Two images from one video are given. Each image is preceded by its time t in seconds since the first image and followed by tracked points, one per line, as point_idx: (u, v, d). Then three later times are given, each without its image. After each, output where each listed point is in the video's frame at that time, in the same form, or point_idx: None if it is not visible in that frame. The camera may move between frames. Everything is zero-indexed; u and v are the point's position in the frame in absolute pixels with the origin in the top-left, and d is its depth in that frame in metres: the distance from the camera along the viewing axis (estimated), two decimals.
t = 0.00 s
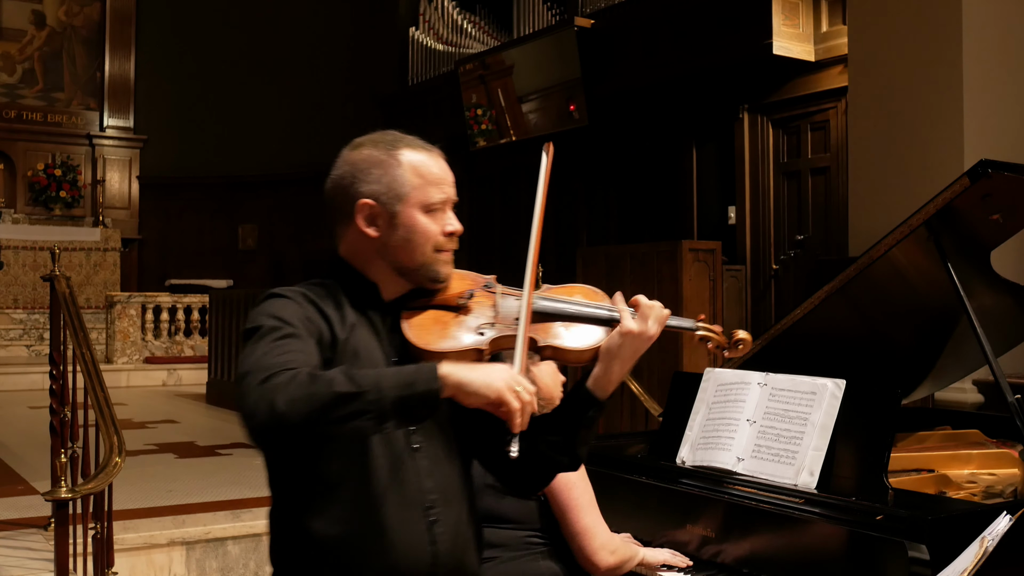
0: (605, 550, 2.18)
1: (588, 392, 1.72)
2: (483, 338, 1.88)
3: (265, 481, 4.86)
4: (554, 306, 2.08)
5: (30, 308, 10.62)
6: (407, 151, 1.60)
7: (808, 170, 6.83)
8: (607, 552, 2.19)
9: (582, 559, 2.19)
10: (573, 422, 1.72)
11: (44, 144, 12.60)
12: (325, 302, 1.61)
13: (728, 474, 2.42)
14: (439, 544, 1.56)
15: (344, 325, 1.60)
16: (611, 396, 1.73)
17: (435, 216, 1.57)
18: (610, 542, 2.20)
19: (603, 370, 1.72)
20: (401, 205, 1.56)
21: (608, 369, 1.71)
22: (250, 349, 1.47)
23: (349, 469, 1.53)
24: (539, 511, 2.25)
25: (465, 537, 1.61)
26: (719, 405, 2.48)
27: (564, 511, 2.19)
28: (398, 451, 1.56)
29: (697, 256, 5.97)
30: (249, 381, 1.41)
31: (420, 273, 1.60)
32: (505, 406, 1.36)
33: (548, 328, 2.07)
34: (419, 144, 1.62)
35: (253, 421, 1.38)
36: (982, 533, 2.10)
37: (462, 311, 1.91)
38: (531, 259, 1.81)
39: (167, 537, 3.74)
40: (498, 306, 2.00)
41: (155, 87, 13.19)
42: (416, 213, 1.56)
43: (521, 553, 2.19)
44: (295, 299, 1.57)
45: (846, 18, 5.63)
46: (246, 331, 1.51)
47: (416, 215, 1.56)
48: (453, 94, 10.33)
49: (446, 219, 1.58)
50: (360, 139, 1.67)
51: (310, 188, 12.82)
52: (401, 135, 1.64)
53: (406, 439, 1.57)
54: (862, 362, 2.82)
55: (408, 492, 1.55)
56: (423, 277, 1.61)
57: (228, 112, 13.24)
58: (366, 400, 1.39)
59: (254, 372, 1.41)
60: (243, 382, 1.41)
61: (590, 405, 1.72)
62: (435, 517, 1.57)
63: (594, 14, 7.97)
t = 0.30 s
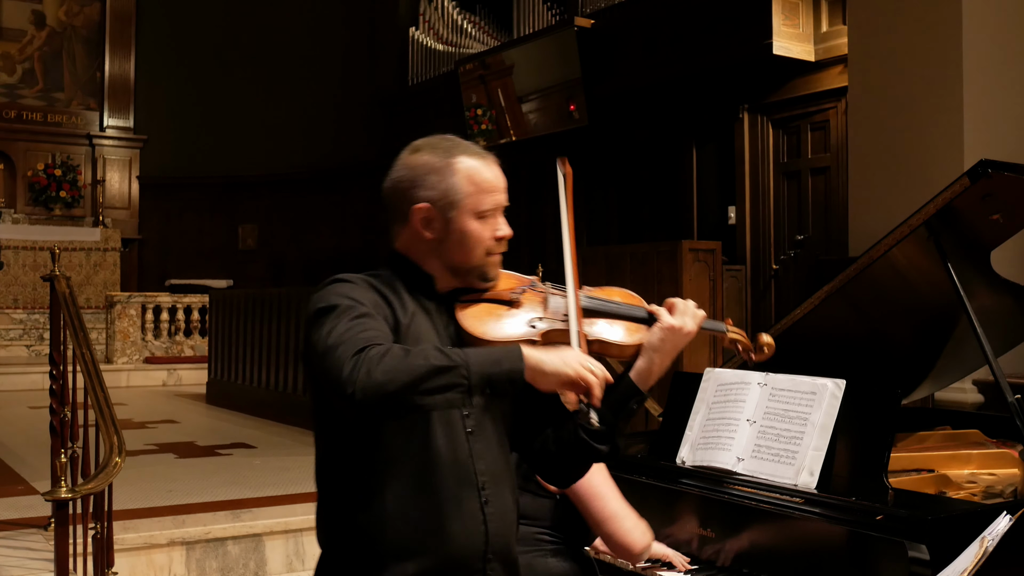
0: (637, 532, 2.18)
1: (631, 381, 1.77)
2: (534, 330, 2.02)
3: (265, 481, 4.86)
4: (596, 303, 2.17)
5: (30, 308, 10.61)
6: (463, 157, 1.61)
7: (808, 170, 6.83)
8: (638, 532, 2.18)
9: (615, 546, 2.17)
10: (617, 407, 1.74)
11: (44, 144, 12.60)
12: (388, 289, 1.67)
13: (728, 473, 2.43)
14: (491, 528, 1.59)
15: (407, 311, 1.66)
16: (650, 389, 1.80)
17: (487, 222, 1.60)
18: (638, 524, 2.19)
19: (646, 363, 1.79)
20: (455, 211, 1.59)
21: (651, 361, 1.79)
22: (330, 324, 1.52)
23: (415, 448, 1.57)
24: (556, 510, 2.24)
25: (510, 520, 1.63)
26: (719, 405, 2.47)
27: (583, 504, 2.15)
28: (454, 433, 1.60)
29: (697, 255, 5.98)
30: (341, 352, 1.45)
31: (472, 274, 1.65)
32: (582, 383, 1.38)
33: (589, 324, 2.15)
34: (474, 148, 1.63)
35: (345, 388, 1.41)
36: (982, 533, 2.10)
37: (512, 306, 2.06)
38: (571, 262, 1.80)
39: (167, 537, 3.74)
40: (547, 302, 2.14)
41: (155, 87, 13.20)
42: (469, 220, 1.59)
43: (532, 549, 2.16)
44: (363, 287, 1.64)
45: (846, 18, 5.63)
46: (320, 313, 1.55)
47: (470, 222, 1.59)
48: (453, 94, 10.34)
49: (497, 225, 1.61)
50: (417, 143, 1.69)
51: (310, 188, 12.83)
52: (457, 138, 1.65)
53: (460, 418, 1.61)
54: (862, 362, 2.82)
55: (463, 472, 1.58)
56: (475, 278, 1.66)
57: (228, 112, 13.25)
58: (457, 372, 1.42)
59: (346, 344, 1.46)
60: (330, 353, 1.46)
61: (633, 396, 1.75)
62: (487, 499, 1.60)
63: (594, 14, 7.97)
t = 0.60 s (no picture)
0: (641, 558, 2.19)
1: (643, 397, 1.91)
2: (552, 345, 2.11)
3: (265, 481, 4.86)
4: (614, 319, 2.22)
5: (30, 308, 10.61)
6: (502, 171, 1.78)
7: (809, 170, 6.84)
8: (642, 560, 2.20)
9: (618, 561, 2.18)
10: (629, 420, 1.88)
11: (44, 144, 12.59)
12: (415, 293, 1.80)
13: (728, 473, 2.42)
14: (508, 528, 1.75)
15: (435, 317, 1.80)
16: (661, 404, 1.95)
17: (517, 236, 1.77)
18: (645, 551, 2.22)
19: (658, 381, 1.93)
20: (489, 220, 1.75)
21: (664, 377, 1.93)
22: (365, 325, 1.60)
23: (441, 451, 1.73)
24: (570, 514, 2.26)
25: (524, 521, 1.79)
26: (720, 405, 2.47)
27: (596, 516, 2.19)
28: (474, 440, 1.76)
29: (697, 255, 5.98)
30: (378, 352, 1.52)
31: (495, 283, 1.82)
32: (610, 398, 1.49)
33: (603, 338, 2.19)
34: (511, 165, 1.80)
35: (384, 389, 1.48)
36: (982, 533, 2.10)
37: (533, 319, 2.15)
38: (588, 279, 1.75)
39: (167, 537, 3.73)
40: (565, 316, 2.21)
41: (155, 87, 13.20)
42: (501, 231, 1.76)
43: (542, 550, 2.17)
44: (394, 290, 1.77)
45: (846, 17, 5.63)
46: (356, 314, 1.64)
47: (501, 233, 1.76)
48: (453, 94, 10.34)
49: (524, 241, 1.78)
50: (457, 150, 1.85)
51: (310, 188, 12.85)
52: (497, 154, 1.83)
53: (480, 427, 1.77)
54: (862, 362, 2.82)
55: (482, 474, 1.74)
56: (498, 287, 1.83)
57: (228, 112, 13.24)
58: (494, 375, 1.51)
59: (382, 344, 1.53)
60: (368, 351, 1.53)
61: (643, 411, 1.89)
62: (504, 505, 1.76)
63: (594, 14, 7.98)
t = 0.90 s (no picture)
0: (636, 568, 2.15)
1: (640, 404, 1.83)
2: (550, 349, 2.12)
3: (264, 481, 4.86)
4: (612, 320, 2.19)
5: (30, 308, 10.61)
6: (503, 176, 1.78)
7: (809, 170, 6.84)
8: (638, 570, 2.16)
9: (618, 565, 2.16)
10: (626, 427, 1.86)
11: (44, 144, 12.59)
12: (408, 302, 1.81)
13: (728, 473, 2.43)
14: (507, 532, 1.76)
15: (432, 325, 1.81)
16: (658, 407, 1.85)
17: (514, 241, 1.77)
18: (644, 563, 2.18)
19: (655, 386, 1.81)
20: (488, 225, 1.75)
21: (659, 384, 1.80)
22: (367, 348, 1.60)
23: (439, 458, 1.74)
24: (573, 519, 2.25)
25: (522, 524, 1.80)
26: (719, 405, 2.47)
27: (602, 521, 2.18)
28: (473, 449, 1.76)
29: (697, 256, 5.98)
30: (386, 379, 1.53)
31: (490, 287, 1.82)
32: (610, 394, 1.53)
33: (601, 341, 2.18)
34: (513, 170, 1.80)
35: (398, 418, 1.49)
36: (981, 534, 2.10)
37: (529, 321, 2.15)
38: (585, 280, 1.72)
39: (167, 537, 3.73)
40: (562, 318, 2.23)
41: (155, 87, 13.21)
42: (498, 237, 1.76)
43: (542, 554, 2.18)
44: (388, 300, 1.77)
45: (846, 17, 5.64)
46: (355, 334, 1.63)
47: (499, 238, 1.76)
48: (453, 94, 10.34)
49: (521, 245, 1.78)
50: (457, 152, 1.85)
51: (310, 188, 12.85)
52: (499, 157, 1.82)
53: (479, 436, 1.77)
54: (862, 362, 2.82)
55: (482, 481, 1.75)
56: (492, 292, 1.83)
57: (228, 112, 13.25)
58: (500, 391, 1.53)
59: (390, 371, 1.53)
60: (377, 378, 1.53)
61: (640, 419, 1.84)
62: (504, 509, 1.77)
63: (594, 14, 7.98)
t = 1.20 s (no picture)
0: (659, 551, 2.20)
1: (638, 407, 1.86)
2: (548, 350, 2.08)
3: (264, 481, 4.86)
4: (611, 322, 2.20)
5: (30, 308, 10.61)
6: (507, 176, 1.77)
7: (809, 170, 6.84)
8: (660, 553, 2.20)
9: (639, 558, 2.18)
10: (622, 430, 1.89)
11: (44, 144, 12.60)
12: (407, 293, 1.83)
13: (728, 473, 2.42)
14: (500, 530, 1.74)
15: (431, 320, 1.82)
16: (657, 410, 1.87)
17: (517, 241, 1.76)
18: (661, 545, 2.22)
19: (654, 389, 1.85)
20: (490, 224, 1.75)
21: (658, 388, 1.85)
22: (367, 334, 1.61)
23: (436, 453, 1.74)
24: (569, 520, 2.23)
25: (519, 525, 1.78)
26: (719, 405, 2.47)
27: (610, 517, 2.15)
28: (470, 446, 1.76)
29: (697, 256, 5.98)
30: (383, 367, 1.53)
31: (492, 287, 1.82)
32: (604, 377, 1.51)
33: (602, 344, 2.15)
34: (517, 170, 1.79)
35: (392, 405, 1.49)
36: (982, 533, 2.09)
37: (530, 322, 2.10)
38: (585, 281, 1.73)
39: (167, 537, 3.73)
40: (563, 320, 2.18)
41: (155, 87, 13.21)
42: (500, 237, 1.75)
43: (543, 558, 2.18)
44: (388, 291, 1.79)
45: (846, 17, 5.63)
46: (354, 321, 1.65)
47: (500, 237, 1.75)
48: (453, 94, 10.34)
49: (524, 246, 1.78)
50: (463, 151, 1.85)
51: (310, 188, 12.85)
52: (504, 157, 1.82)
53: (476, 431, 1.77)
54: (862, 362, 2.82)
55: (479, 477, 1.75)
56: (494, 291, 1.83)
57: (228, 112, 13.25)
58: (495, 381, 1.53)
59: (385, 357, 1.54)
60: (374, 365, 1.54)
61: (639, 421, 1.87)
62: (497, 508, 1.75)
63: (594, 14, 7.98)
